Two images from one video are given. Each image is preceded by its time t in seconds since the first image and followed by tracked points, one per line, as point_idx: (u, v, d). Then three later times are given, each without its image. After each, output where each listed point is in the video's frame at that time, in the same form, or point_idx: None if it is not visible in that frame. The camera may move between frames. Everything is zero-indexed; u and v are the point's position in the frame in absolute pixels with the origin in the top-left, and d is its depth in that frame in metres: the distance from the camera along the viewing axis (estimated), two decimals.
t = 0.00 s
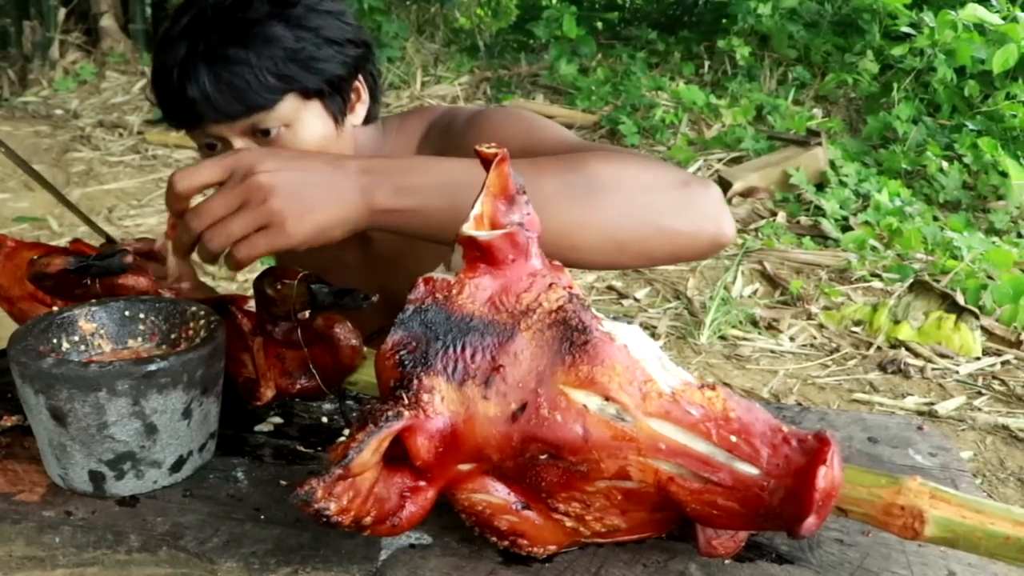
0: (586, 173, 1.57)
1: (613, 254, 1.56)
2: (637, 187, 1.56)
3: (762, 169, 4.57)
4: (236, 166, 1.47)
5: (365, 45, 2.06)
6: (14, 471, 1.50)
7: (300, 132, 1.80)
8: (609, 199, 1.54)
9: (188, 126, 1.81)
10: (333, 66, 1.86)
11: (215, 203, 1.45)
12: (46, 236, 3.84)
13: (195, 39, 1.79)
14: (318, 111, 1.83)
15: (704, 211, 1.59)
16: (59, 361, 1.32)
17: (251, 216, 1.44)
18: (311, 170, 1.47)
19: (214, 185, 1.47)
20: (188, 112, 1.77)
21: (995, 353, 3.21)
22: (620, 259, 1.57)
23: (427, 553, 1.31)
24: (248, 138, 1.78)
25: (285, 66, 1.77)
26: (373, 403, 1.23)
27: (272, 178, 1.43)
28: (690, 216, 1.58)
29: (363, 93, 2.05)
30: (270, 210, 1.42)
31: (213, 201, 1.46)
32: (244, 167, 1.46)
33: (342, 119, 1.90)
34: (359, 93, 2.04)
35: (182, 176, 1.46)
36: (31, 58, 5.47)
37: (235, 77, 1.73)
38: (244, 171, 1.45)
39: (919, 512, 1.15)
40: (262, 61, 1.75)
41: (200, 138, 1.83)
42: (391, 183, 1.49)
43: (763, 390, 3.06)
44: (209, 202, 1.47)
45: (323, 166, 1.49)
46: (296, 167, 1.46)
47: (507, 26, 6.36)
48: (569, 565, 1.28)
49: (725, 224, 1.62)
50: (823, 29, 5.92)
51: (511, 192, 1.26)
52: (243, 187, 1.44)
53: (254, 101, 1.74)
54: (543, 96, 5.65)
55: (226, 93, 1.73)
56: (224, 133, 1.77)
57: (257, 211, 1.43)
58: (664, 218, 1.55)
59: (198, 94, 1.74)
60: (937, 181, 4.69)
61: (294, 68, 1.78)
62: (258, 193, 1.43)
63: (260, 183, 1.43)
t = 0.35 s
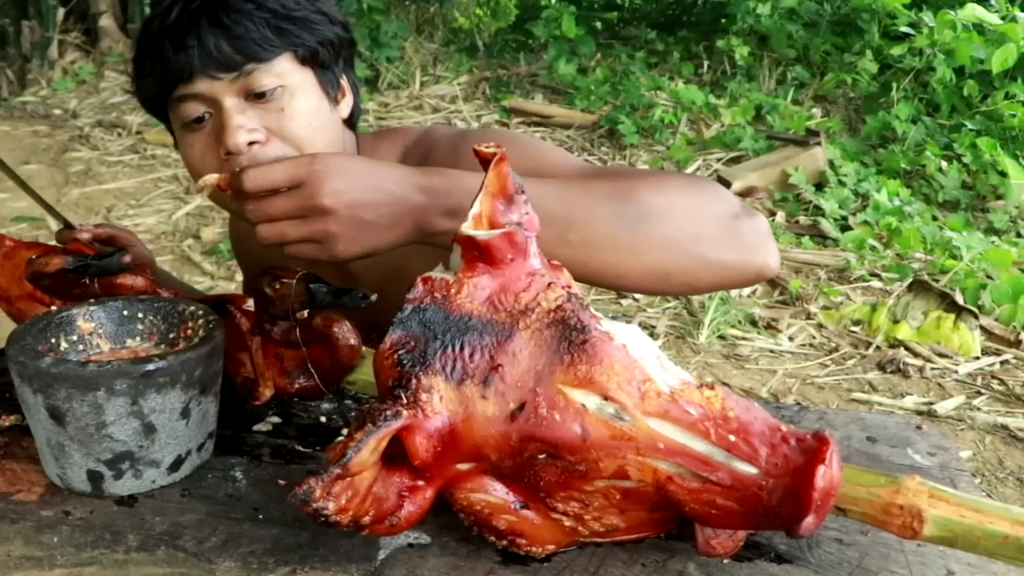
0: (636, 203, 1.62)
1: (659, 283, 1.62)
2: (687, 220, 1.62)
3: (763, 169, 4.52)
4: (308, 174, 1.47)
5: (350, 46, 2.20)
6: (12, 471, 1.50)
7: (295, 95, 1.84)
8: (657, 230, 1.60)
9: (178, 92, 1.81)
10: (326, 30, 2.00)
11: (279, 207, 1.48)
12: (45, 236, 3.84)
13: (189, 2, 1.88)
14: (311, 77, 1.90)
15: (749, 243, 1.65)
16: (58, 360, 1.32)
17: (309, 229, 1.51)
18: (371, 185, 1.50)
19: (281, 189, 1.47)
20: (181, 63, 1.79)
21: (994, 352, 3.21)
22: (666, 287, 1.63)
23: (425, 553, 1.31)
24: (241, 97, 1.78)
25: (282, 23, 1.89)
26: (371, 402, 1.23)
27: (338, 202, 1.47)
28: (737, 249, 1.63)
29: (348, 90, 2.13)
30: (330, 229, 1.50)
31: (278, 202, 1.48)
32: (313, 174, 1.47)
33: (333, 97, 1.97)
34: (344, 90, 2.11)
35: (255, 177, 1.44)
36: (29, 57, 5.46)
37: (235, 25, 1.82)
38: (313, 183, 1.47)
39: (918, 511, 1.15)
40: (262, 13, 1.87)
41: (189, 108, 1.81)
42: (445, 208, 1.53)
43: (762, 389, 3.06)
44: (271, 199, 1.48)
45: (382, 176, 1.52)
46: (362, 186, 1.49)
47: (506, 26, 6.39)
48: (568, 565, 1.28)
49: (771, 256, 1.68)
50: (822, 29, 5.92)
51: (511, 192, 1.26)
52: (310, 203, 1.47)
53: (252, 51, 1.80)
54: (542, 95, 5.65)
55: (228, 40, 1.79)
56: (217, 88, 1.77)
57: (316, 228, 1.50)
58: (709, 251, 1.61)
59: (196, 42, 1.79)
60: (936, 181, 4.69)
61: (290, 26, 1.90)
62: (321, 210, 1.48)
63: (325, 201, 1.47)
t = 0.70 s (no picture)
0: (659, 216, 1.62)
1: (680, 296, 1.62)
2: (710, 234, 1.62)
3: (760, 168, 4.54)
4: (340, 177, 1.46)
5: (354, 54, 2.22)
6: (10, 471, 1.50)
7: (302, 86, 1.84)
8: (677, 244, 1.60)
9: (185, 85, 1.83)
10: (332, 26, 2.03)
11: (307, 206, 1.47)
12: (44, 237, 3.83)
13: None
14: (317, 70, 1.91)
15: (770, 256, 1.65)
16: (55, 360, 1.32)
17: (334, 230, 1.50)
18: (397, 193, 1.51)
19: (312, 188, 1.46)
20: (188, 51, 1.82)
21: (993, 352, 3.21)
22: (687, 301, 1.63)
23: (423, 552, 1.31)
24: (249, 85, 1.79)
25: (290, 15, 1.93)
26: (369, 401, 1.23)
27: (367, 205, 1.47)
28: (758, 263, 1.64)
29: (352, 95, 2.14)
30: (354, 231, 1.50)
31: (308, 201, 1.47)
32: (345, 177, 1.47)
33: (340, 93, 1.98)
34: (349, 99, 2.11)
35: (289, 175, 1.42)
36: (28, 58, 5.45)
37: (244, 16, 1.86)
38: (344, 186, 1.46)
39: (916, 509, 1.15)
40: (269, 5, 1.91)
41: (194, 100, 1.82)
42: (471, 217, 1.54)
43: (761, 390, 3.06)
44: (301, 198, 1.47)
45: (408, 184, 1.53)
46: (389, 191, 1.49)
47: (506, 26, 6.43)
48: (567, 564, 1.28)
49: (790, 270, 1.68)
50: (821, 29, 5.92)
51: (509, 190, 1.26)
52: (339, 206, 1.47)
53: (262, 39, 1.84)
54: (542, 96, 5.65)
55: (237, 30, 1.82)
56: (225, 77, 1.79)
57: (342, 230, 1.50)
58: (731, 265, 1.61)
59: (205, 31, 1.82)
60: (935, 181, 4.69)
61: (297, 18, 1.93)
62: (348, 212, 1.47)
63: (353, 204, 1.47)
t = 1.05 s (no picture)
0: (671, 229, 1.62)
1: (690, 310, 1.62)
2: (722, 248, 1.63)
3: (759, 169, 4.55)
4: (357, 177, 1.45)
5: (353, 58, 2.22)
6: (8, 470, 1.50)
7: (307, 89, 1.83)
8: (691, 258, 1.60)
9: (188, 89, 1.82)
10: (335, 30, 2.03)
11: (320, 203, 1.46)
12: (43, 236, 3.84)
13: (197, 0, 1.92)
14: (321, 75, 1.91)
15: (778, 269, 1.68)
16: (53, 360, 1.32)
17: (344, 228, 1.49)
18: (410, 197, 1.50)
19: (327, 185, 1.45)
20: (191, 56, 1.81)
21: (992, 351, 3.22)
22: (696, 314, 1.64)
23: (422, 552, 1.31)
24: (254, 88, 1.78)
25: (293, 19, 1.93)
26: (367, 401, 1.23)
27: (379, 208, 1.46)
28: (767, 276, 1.65)
29: (353, 100, 2.15)
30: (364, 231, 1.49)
31: (322, 197, 1.46)
32: (361, 177, 1.46)
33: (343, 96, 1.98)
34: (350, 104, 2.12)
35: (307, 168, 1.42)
36: (28, 58, 5.45)
37: (247, 19, 1.85)
38: (359, 185, 1.45)
39: (915, 510, 1.15)
40: (272, 9, 1.91)
41: (198, 103, 1.81)
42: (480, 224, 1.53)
43: (760, 389, 3.06)
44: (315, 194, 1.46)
45: (420, 189, 1.52)
46: (403, 196, 1.48)
47: (504, 26, 6.42)
48: (565, 565, 1.28)
49: (795, 285, 1.71)
50: (820, 29, 5.93)
51: (506, 190, 1.25)
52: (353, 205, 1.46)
53: (266, 43, 1.83)
54: (541, 96, 5.65)
55: (240, 32, 1.82)
56: (230, 80, 1.78)
57: (351, 230, 1.49)
58: (741, 279, 1.63)
59: (209, 34, 1.82)
60: (934, 181, 4.69)
61: (299, 22, 1.93)
62: (360, 211, 1.47)
63: (366, 205, 1.46)
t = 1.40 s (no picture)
0: (668, 241, 1.59)
1: (682, 324, 1.60)
2: (719, 263, 1.59)
3: (758, 168, 4.55)
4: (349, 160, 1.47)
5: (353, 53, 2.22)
6: (6, 471, 1.49)
7: (308, 82, 1.83)
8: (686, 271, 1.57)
9: (189, 83, 1.81)
10: (334, 26, 2.03)
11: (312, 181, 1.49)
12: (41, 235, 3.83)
13: None
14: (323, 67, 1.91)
15: (777, 288, 1.63)
16: (52, 360, 1.31)
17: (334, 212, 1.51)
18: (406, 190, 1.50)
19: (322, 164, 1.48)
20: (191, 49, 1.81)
21: (992, 351, 3.22)
22: (688, 329, 1.61)
23: (421, 553, 1.31)
24: (255, 80, 1.78)
25: (293, 13, 1.92)
26: (367, 402, 1.22)
27: (367, 198, 1.47)
28: (763, 295, 1.61)
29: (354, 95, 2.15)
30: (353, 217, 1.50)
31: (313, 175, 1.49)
32: (355, 166, 1.47)
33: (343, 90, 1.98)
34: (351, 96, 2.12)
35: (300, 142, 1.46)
36: (27, 57, 5.44)
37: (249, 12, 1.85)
38: (351, 173, 1.47)
39: (917, 512, 1.15)
40: (273, 4, 1.91)
41: (198, 96, 1.80)
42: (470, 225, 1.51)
43: (759, 389, 3.06)
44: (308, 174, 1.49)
45: (414, 184, 1.50)
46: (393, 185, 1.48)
47: (504, 26, 6.40)
48: (565, 566, 1.28)
49: (796, 305, 1.66)
50: (819, 29, 5.94)
51: (506, 191, 1.25)
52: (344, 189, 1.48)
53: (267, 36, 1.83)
54: (540, 95, 5.64)
55: (242, 26, 1.82)
56: (230, 72, 1.77)
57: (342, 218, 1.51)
58: (736, 296, 1.59)
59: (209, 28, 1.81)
60: (933, 180, 4.68)
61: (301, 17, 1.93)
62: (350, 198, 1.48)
63: (356, 193, 1.47)
